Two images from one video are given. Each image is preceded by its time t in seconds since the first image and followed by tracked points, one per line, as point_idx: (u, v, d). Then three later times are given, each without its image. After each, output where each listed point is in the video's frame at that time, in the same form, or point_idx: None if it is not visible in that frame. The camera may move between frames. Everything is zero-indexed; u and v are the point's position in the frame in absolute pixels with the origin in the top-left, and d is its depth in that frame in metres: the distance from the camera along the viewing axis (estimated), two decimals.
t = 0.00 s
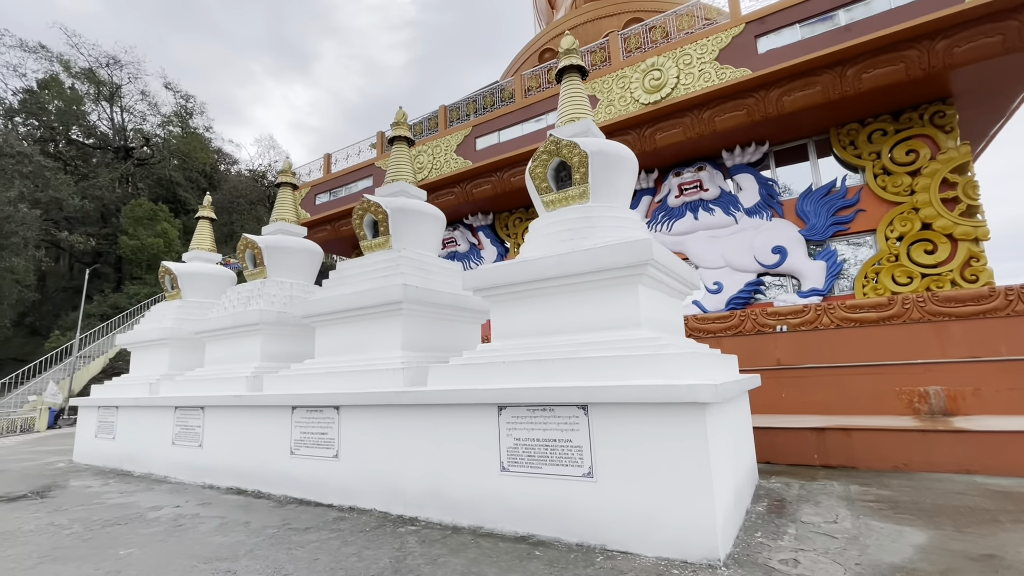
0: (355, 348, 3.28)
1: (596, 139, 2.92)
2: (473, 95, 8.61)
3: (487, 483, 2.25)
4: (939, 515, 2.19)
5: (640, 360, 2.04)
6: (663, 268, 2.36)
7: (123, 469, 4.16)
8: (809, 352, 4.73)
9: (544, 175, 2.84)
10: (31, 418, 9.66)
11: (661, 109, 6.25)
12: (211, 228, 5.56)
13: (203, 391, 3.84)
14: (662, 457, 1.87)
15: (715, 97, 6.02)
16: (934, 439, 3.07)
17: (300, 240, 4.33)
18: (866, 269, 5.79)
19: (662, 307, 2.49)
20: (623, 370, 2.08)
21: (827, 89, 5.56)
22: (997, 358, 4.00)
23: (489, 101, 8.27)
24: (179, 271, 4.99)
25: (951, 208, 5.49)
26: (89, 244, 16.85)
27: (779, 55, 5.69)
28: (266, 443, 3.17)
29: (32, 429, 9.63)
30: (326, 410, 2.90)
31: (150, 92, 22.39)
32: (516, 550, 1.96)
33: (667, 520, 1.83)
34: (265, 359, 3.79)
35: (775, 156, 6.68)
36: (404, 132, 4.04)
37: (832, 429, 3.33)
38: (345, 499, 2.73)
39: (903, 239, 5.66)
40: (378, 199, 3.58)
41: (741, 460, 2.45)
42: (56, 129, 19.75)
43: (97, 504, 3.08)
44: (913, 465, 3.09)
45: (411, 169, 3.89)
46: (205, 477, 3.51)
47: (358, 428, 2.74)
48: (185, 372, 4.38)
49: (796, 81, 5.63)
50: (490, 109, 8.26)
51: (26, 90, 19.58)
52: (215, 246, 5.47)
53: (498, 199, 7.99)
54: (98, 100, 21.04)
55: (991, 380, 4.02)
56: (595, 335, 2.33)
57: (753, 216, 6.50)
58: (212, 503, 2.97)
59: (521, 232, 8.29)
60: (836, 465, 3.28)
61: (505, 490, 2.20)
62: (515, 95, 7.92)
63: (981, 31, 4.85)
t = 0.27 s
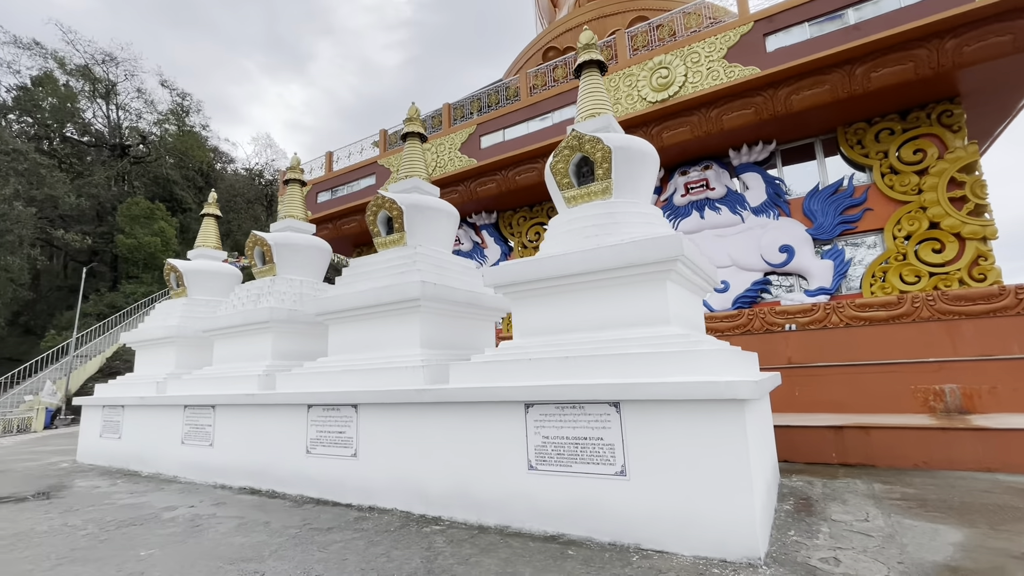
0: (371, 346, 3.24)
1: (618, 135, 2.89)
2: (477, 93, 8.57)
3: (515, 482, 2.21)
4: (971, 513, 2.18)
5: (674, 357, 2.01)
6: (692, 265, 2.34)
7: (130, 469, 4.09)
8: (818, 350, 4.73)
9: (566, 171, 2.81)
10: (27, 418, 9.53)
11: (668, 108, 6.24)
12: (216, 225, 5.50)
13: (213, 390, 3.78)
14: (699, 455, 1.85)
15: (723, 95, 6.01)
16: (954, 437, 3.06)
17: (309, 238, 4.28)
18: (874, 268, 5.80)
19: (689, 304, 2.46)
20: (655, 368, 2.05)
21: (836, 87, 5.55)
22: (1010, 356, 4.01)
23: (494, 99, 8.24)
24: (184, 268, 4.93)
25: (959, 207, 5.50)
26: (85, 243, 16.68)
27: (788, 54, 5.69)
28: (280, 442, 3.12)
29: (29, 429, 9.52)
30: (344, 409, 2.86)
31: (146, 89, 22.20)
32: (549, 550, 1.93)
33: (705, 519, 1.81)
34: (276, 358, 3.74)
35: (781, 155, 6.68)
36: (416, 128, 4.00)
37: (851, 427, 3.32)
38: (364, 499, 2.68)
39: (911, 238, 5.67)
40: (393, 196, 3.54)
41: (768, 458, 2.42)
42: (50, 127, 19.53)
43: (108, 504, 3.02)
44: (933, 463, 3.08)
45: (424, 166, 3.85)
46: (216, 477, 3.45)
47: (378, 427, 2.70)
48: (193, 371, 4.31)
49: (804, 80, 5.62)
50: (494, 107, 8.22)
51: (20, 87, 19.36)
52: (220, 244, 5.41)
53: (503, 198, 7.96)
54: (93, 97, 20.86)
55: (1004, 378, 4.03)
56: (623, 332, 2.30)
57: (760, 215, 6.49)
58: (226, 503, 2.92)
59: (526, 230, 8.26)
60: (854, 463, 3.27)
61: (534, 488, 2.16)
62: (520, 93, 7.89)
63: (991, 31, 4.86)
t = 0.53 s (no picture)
0: (385, 347, 3.19)
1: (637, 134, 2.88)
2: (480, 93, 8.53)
3: (543, 485, 2.18)
4: (999, 515, 2.18)
5: (708, 359, 1.99)
6: (719, 265, 2.32)
7: (135, 473, 4.02)
8: (826, 351, 4.75)
9: (587, 171, 2.78)
10: (21, 420, 9.38)
11: (674, 108, 6.24)
12: (220, 225, 5.43)
13: (222, 392, 3.73)
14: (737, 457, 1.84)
15: (729, 96, 6.02)
16: (972, 438, 3.06)
17: (318, 238, 4.23)
18: (879, 269, 5.82)
19: (714, 305, 2.45)
20: (688, 369, 2.03)
21: (842, 89, 5.57)
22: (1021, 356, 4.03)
23: (497, 99, 8.21)
24: (188, 269, 4.86)
25: (964, 208, 5.53)
26: (79, 243, 16.48)
27: (794, 55, 5.71)
28: (294, 445, 3.07)
29: (23, 432, 9.37)
30: (362, 411, 2.82)
31: (139, 88, 21.97)
32: (583, 555, 1.90)
33: (743, 522, 1.79)
34: (286, 359, 3.69)
35: (786, 156, 6.70)
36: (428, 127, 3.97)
37: (867, 428, 3.33)
38: (383, 503, 2.64)
39: (916, 239, 5.70)
40: (407, 195, 3.50)
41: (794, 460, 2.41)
42: (41, 125, 19.27)
43: (119, 509, 2.96)
44: (950, 463, 3.09)
45: (437, 166, 3.82)
46: (227, 480, 3.40)
47: (397, 429, 2.66)
48: (199, 372, 4.25)
49: (810, 82, 5.64)
50: (498, 107, 8.19)
51: (10, 85, 19.09)
52: (224, 244, 5.34)
53: (506, 198, 7.93)
54: (86, 95, 20.63)
55: (1016, 378, 4.06)
56: (651, 333, 2.28)
57: (765, 216, 6.51)
58: (241, 507, 2.86)
59: (529, 231, 8.24)
60: (872, 464, 3.27)
61: (563, 491, 2.14)
62: (524, 93, 7.86)
63: (997, 33, 4.89)
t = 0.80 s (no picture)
0: (400, 346, 3.14)
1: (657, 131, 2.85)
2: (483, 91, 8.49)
3: (571, 484, 2.15)
4: None
5: (740, 355, 1.96)
6: (746, 260, 2.29)
7: (141, 475, 3.95)
8: (834, 349, 4.77)
9: (607, 166, 2.75)
10: (15, 423, 9.24)
11: (680, 107, 6.24)
12: (224, 223, 5.36)
13: (231, 392, 3.67)
14: (773, 455, 1.79)
15: (735, 95, 6.02)
16: (990, 435, 3.06)
17: (326, 236, 4.18)
18: (884, 268, 5.83)
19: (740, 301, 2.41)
20: (719, 366, 2.00)
21: (847, 88, 5.59)
22: None
23: (500, 97, 8.18)
24: (192, 268, 4.79)
25: (968, 207, 5.55)
26: (72, 243, 16.28)
27: (800, 54, 5.72)
28: (309, 445, 3.02)
29: (17, 435, 9.23)
30: (379, 410, 2.77)
31: (132, 87, 21.75)
32: (616, 555, 1.87)
33: (781, 521, 1.75)
34: (296, 358, 3.64)
35: (790, 155, 6.71)
36: (439, 124, 3.93)
37: (883, 425, 3.32)
38: (403, 503, 2.60)
39: (921, 238, 5.72)
40: (420, 192, 3.46)
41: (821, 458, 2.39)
42: (32, 124, 19.02)
43: (129, 512, 2.90)
44: (968, 460, 3.09)
45: (449, 163, 3.78)
46: (237, 482, 3.34)
47: (417, 428, 2.62)
48: (205, 373, 4.18)
49: (816, 81, 5.65)
50: (500, 106, 8.15)
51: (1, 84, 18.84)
52: (228, 243, 5.27)
53: (509, 197, 7.89)
54: (78, 94, 20.39)
55: None
56: (678, 330, 2.25)
57: (770, 215, 6.52)
58: (256, 509, 2.81)
59: (531, 230, 8.21)
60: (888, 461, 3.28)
61: (592, 491, 2.10)
62: (528, 92, 7.82)
63: (1002, 33, 4.91)
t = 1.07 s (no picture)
0: (417, 348, 3.10)
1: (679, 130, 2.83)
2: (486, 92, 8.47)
3: (602, 487, 2.12)
4: None
5: (778, 356, 1.94)
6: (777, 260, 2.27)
7: (147, 480, 3.88)
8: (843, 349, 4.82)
9: (630, 166, 2.73)
10: (8, 428, 9.07)
11: (685, 108, 6.25)
12: (228, 224, 5.29)
13: (241, 395, 3.60)
14: (815, 456, 1.77)
15: (740, 96, 6.04)
16: (1008, 434, 3.07)
17: (336, 236, 4.13)
18: (889, 268, 5.86)
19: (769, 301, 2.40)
20: (756, 367, 1.98)
21: (852, 89, 5.61)
22: None
23: (504, 98, 8.16)
24: (197, 269, 4.72)
25: (972, 207, 5.59)
26: (64, 245, 16.07)
27: (806, 55, 5.74)
28: (325, 449, 2.97)
29: (10, 440, 9.06)
30: (399, 413, 2.73)
31: (124, 87, 21.53)
32: (656, 558, 1.84)
33: (827, 522, 1.73)
34: (308, 361, 3.58)
35: (794, 156, 6.73)
36: (452, 123, 3.90)
37: (900, 425, 3.32)
38: (425, 508, 2.56)
39: (925, 238, 5.75)
40: (436, 192, 3.42)
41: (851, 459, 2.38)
42: (22, 125, 18.76)
43: (142, 518, 2.83)
44: (987, 460, 3.09)
45: (462, 162, 3.75)
46: (250, 487, 3.28)
47: (439, 431, 2.58)
48: (213, 376, 4.12)
49: (821, 82, 5.67)
50: (503, 107, 8.13)
51: None
52: (232, 244, 5.20)
53: (512, 198, 7.86)
54: (69, 94, 20.15)
55: None
56: (709, 330, 2.22)
57: (774, 216, 6.54)
58: (273, 514, 2.75)
59: (534, 231, 8.18)
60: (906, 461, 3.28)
61: (625, 494, 2.07)
62: (532, 92, 7.80)
63: (1007, 35, 4.94)
